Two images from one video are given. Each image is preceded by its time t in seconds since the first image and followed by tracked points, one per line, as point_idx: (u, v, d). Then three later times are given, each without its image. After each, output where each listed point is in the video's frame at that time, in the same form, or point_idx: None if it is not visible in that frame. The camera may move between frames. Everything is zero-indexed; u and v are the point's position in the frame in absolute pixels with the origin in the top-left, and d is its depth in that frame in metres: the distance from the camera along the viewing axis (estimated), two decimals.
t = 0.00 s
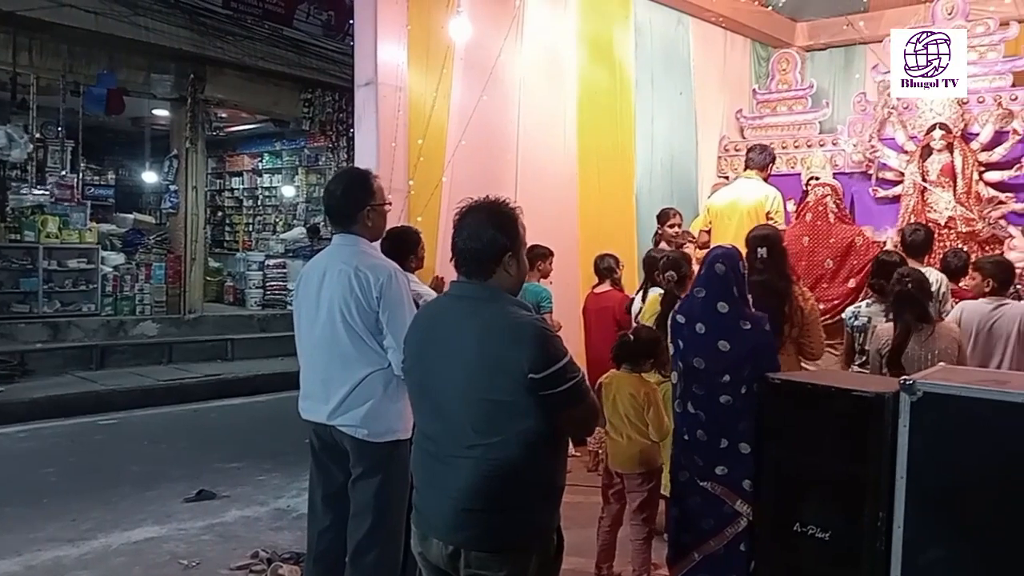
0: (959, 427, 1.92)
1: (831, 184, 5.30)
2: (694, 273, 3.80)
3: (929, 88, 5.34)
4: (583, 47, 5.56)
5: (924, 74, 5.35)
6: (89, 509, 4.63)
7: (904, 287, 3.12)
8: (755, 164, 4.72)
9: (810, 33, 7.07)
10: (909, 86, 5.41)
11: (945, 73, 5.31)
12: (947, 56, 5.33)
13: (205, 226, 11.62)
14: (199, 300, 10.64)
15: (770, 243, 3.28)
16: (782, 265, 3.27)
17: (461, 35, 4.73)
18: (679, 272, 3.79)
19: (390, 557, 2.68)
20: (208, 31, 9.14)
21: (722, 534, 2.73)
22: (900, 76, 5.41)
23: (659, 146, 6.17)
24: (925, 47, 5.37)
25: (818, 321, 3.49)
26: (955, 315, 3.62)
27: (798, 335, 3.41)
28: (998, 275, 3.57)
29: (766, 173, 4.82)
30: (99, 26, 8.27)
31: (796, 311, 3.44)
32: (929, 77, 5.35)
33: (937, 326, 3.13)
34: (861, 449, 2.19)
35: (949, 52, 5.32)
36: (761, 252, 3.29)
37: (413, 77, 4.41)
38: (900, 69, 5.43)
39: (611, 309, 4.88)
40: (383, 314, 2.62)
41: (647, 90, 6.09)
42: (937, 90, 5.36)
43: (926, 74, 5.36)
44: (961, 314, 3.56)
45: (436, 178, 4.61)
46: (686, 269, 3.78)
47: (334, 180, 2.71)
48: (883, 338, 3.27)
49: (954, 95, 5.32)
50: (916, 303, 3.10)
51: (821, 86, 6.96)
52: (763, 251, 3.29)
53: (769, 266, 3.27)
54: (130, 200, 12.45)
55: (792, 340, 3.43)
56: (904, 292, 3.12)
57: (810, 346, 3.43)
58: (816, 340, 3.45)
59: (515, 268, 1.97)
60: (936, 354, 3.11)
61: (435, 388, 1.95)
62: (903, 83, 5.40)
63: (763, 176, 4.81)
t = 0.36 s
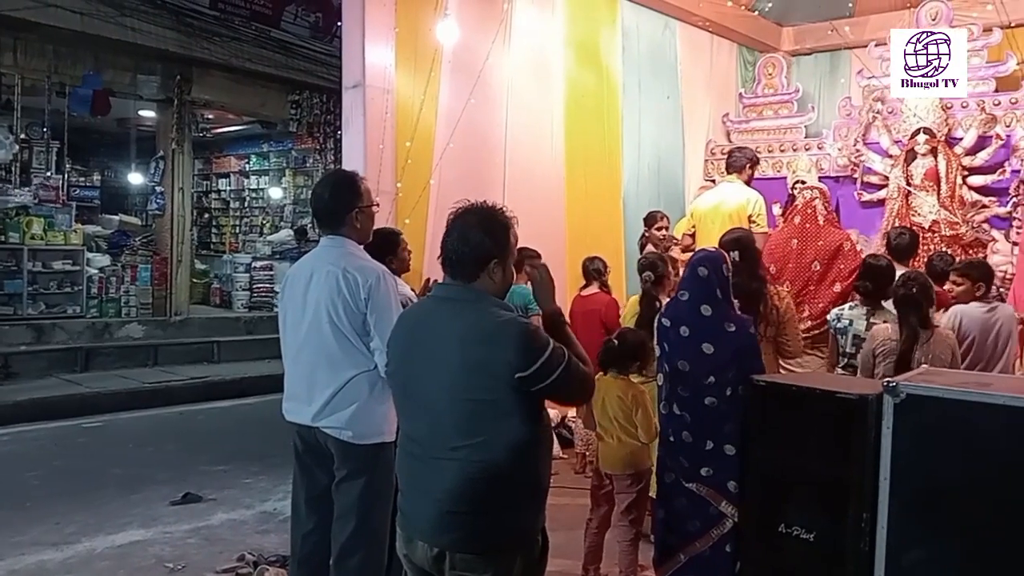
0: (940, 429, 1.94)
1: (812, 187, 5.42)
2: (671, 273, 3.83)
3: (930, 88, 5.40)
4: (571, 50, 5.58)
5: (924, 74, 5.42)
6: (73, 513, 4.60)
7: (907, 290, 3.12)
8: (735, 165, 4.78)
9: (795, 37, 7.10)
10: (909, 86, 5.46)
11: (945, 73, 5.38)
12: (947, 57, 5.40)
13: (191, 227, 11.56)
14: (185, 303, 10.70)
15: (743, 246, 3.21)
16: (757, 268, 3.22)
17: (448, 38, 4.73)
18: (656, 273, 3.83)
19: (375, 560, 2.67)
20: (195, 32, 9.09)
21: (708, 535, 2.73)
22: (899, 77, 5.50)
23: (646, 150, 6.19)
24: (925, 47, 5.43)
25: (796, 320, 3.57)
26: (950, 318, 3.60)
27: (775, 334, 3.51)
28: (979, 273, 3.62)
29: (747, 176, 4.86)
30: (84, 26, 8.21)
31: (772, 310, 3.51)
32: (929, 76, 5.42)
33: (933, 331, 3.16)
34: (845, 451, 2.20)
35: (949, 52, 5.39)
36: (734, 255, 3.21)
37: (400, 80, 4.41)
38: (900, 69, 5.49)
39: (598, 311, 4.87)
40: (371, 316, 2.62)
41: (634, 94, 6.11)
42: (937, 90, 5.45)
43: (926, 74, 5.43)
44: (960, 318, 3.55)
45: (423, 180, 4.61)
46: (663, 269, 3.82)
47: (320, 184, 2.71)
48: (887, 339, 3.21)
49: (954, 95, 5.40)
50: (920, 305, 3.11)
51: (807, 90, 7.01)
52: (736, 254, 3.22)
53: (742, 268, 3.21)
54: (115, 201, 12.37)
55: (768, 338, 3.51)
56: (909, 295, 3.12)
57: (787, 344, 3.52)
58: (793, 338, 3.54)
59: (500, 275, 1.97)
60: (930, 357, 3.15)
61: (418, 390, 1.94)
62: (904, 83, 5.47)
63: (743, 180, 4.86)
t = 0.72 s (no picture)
0: (921, 429, 1.96)
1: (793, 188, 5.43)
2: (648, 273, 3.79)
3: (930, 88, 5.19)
4: (555, 53, 5.59)
5: (924, 74, 5.20)
6: (54, 519, 4.56)
7: (900, 289, 3.15)
8: (712, 167, 4.81)
9: (778, 40, 7.13)
10: (909, 86, 5.25)
11: (945, 73, 5.16)
12: (947, 56, 5.17)
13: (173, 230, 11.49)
14: (168, 307, 10.61)
15: (723, 248, 3.23)
16: (736, 269, 3.24)
17: (432, 40, 4.73)
18: (633, 274, 3.79)
19: (361, 564, 2.66)
20: (177, 34, 9.05)
21: (693, 535, 2.74)
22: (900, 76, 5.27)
23: (630, 152, 6.21)
24: (925, 47, 5.23)
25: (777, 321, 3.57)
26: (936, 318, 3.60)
27: (755, 335, 3.52)
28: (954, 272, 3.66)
29: (725, 178, 4.89)
30: (66, 28, 8.15)
31: (751, 311, 3.52)
32: (930, 77, 5.19)
33: (923, 333, 3.20)
34: (827, 451, 2.22)
35: (949, 52, 5.18)
36: (715, 257, 3.23)
37: (384, 82, 4.41)
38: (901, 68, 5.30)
39: (583, 312, 4.85)
40: (356, 318, 2.61)
41: (618, 96, 6.13)
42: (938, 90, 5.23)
43: (926, 74, 5.22)
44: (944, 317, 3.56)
45: (407, 182, 4.61)
46: (640, 270, 3.78)
47: (306, 185, 2.70)
48: (879, 340, 3.19)
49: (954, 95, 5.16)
50: (912, 305, 3.15)
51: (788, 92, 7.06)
52: (716, 255, 3.24)
53: (722, 269, 3.23)
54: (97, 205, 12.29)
55: (749, 339, 3.52)
56: (902, 295, 3.15)
57: (768, 344, 3.54)
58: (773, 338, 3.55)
59: (485, 279, 1.97)
60: (922, 360, 3.17)
61: (399, 392, 1.93)
62: (904, 83, 5.25)
63: (722, 182, 4.87)
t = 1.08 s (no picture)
0: (907, 428, 2.03)
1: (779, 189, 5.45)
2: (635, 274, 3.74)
3: (929, 89, 5.31)
4: (542, 55, 5.59)
5: (924, 74, 5.32)
6: (39, 523, 4.52)
7: (889, 287, 3.22)
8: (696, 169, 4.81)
9: (764, 42, 7.16)
10: (909, 86, 5.38)
11: (945, 73, 5.28)
12: (947, 56, 5.28)
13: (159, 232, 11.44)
14: (154, 308, 10.48)
15: (711, 248, 3.22)
16: (723, 270, 3.25)
17: (420, 42, 4.73)
18: (620, 274, 3.74)
19: (349, 566, 2.66)
20: (162, 36, 9.00)
21: (680, 535, 2.75)
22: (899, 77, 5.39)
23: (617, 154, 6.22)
24: (925, 47, 5.33)
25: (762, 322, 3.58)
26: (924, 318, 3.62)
27: (740, 337, 3.53)
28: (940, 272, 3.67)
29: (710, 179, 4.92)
30: (49, 29, 8.08)
31: (735, 313, 3.52)
32: (929, 77, 5.32)
33: (910, 332, 3.28)
34: (812, 451, 2.24)
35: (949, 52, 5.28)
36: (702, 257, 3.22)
37: (371, 84, 4.40)
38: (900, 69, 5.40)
39: (570, 314, 4.84)
40: (344, 320, 2.61)
41: (605, 98, 6.14)
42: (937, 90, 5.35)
43: (926, 74, 5.33)
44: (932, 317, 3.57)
45: (395, 183, 4.60)
46: (626, 271, 3.72)
47: (292, 187, 2.69)
48: (869, 340, 3.22)
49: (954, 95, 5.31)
50: (901, 303, 3.22)
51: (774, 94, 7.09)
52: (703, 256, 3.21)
53: (708, 270, 3.23)
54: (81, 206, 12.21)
55: (734, 341, 3.53)
56: (889, 293, 3.22)
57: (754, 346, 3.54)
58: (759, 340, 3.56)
59: (474, 282, 1.97)
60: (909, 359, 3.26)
61: (386, 392, 1.93)
62: (904, 83, 5.36)
63: (707, 183, 4.91)
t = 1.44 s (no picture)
0: (889, 424, 2.10)
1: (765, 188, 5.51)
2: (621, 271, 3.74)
3: (929, 89, 5.21)
4: (525, 53, 5.58)
5: (924, 74, 5.21)
6: (18, 524, 4.48)
7: (868, 284, 3.16)
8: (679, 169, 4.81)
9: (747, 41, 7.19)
10: (908, 86, 5.27)
11: (945, 73, 5.17)
12: (947, 56, 5.17)
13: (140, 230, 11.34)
14: (135, 307, 10.54)
15: (696, 246, 3.22)
16: (707, 268, 3.25)
17: (403, 39, 4.71)
18: (606, 272, 3.73)
19: (332, 565, 2.65)
20: (143, 32, 8.94)
21: (663, 532, 2.76)
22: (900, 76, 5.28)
23: (602, 152, 6.23)
24: (925, 47, 5.22)
25: (745, 320, 3.59)
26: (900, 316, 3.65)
27: (725, 334, 3.55)
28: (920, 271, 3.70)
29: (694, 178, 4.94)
30: (29, 25, 7.97)
31: (721, 310, 3.54)
32: (929, 77, 5.21)
33: (892, 328, 3.21)
34: (793, 447, 2.27)
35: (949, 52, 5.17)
36: (686, 256, 3.23)
37: (355, 81, 4.38)
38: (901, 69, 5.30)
39: (555, 312, 4.84)
40: (326, 318, 2.59)
41: (589, 96, 6.15)
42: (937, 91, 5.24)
43: (926, 74, 5.23)
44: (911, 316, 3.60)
45: (378, 180, 4.58)
46: (613, 268, 3.72)
47: (276, 184, 2.68)
48: (849, 336, 3.22)
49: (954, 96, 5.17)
50: (882, 299, 3.16)
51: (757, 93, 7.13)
52: (687, 254, 3.23)
53: (692, 269, 3.24)
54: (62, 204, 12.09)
55: (719, 338, 3.54)
56: (868, 289, 3.16)
57: (739, 344, 3.57)
58: (744, 337, 3.58)
59: (456, 278, 1.96)
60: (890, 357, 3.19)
61: (368, 391, 1.92)
62: (903, 83, 5.27)
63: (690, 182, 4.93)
